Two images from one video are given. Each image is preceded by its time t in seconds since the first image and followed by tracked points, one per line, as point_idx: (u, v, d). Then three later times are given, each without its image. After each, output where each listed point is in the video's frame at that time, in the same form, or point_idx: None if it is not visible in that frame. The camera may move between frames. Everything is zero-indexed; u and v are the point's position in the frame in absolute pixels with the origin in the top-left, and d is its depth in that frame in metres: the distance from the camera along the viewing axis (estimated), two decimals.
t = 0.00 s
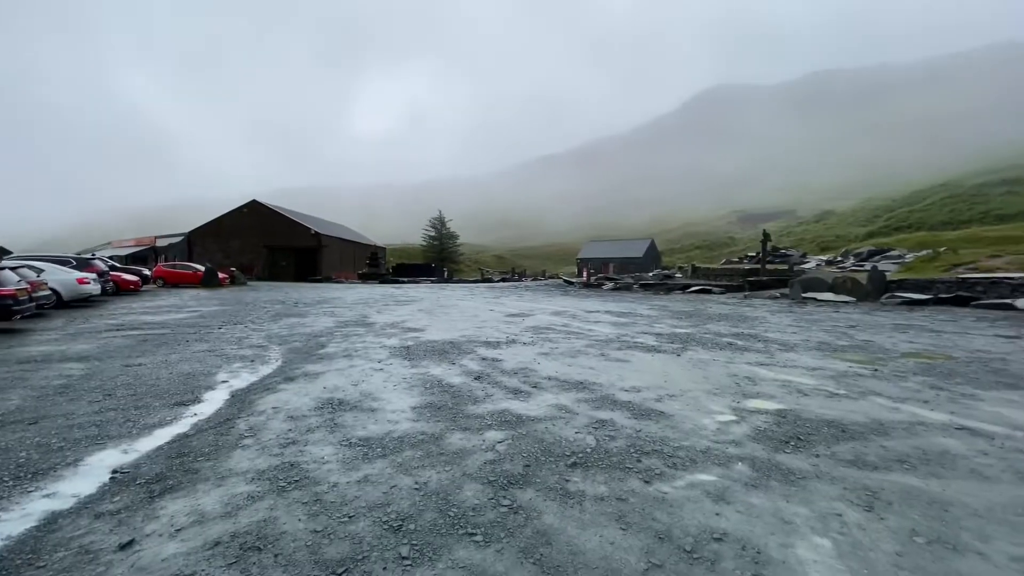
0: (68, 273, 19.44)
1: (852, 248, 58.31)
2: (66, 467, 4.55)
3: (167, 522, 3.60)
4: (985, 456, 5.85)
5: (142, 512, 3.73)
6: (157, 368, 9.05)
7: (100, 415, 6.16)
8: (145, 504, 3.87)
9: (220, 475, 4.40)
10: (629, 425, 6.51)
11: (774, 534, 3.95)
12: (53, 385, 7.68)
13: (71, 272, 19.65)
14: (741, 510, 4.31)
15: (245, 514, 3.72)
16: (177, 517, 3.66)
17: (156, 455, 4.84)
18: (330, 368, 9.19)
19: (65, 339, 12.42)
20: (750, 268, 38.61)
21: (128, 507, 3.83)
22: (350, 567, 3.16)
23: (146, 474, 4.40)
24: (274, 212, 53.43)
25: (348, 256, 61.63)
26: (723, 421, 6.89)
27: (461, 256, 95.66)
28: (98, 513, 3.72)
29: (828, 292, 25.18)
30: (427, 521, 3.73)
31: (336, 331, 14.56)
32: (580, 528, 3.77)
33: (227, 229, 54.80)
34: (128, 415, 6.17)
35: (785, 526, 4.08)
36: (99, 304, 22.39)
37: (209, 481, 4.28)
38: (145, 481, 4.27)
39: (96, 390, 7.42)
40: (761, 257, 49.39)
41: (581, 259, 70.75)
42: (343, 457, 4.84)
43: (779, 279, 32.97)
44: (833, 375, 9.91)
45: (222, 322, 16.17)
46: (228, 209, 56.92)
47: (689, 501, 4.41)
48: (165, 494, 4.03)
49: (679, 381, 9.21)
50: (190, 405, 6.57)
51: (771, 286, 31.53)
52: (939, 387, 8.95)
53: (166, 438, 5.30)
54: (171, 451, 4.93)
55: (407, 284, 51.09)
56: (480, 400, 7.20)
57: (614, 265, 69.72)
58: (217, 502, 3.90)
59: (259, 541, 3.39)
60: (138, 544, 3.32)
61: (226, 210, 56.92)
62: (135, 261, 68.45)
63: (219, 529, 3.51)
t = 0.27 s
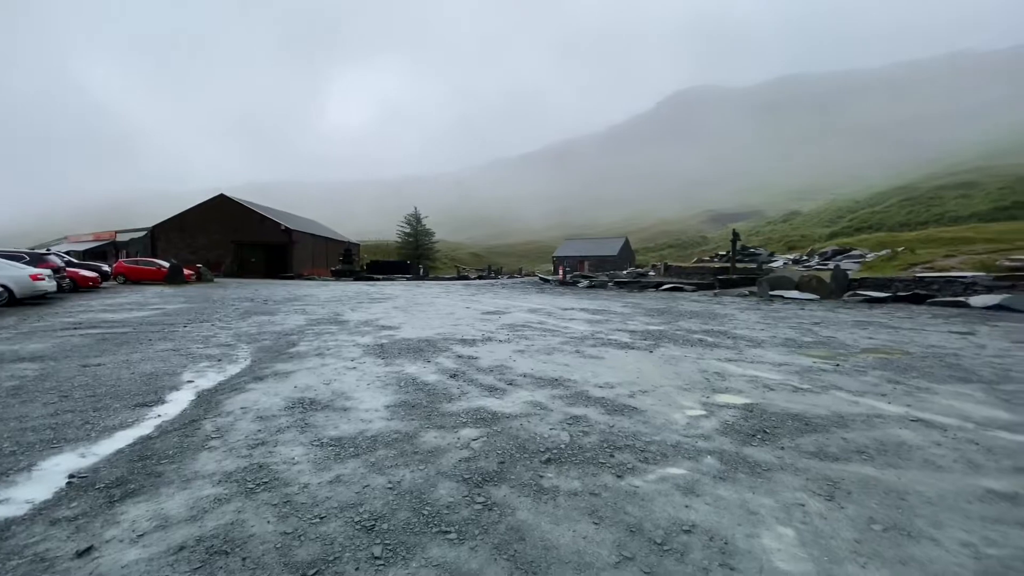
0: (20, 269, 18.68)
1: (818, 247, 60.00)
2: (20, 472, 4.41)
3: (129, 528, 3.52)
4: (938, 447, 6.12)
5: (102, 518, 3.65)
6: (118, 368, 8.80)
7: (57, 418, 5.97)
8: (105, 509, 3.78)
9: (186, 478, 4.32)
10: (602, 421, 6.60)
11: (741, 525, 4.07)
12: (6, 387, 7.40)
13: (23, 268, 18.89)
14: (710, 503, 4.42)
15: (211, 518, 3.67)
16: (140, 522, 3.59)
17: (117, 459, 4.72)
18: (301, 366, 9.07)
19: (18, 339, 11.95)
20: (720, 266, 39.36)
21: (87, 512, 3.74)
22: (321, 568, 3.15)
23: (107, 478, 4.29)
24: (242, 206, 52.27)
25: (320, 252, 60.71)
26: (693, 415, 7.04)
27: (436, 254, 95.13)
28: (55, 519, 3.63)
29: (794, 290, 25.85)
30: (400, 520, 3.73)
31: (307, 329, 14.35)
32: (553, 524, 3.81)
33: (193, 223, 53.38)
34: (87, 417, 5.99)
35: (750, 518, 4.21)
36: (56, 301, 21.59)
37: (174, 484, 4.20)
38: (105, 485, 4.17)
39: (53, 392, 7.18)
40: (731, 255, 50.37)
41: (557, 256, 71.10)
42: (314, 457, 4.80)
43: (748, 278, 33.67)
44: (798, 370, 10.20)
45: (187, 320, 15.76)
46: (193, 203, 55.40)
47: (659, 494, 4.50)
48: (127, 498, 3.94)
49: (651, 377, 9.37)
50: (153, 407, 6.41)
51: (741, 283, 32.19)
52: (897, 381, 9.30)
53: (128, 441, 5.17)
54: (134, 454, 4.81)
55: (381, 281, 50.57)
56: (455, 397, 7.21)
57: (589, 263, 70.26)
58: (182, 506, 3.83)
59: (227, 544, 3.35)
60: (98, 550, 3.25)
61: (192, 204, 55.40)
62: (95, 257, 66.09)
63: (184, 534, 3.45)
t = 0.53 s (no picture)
0: None
1: (780, 246, 61.79)
2: None
3: (82, 534, 3.39)
4: (891, 437, 6.39)
5: (53, 525, 3.51)
6: (70, 369, 8.44)
7: (4, 422, 5.71)
8: (57, 515, 3.64)
9: (143, 482, 4.18)
10: (572, 416, 6.66)
11: (705, 516, 4.18)
12: None
13: None
14: (675, 494, 4.52)
15: (170, 522, 3.56)
16: (93, 529, 3.46)
17: (69, 463, 4.54)
18: (267, 365, 8.88)
19: None
20: (688, 264, 40.12)
21: (37, 519, 3.59)
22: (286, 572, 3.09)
23: (58, 484, 4.13)
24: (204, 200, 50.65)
25: (286, 248, 59.33)
26: (660, 410, 7.17)
27: (408, 251, 94.23)
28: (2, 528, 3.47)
29: (758, 287, 26.53)
30: (368, 519, 3.70)
31: (273, 327, 14.03)
32: (522, 519, 3.84)
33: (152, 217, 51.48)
34: (37, 421, 5.74)
35: (713, 509, 4.33)
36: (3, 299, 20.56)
37: (130, 488, 4.06)
38: (55, 491, 4.00)
39: None
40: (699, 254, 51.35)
41: (530, 254, 71.31)
42: (279, 458, 4.71)
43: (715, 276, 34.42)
44: (761, 364, 10.49)
45: (146, 318, 15.21)
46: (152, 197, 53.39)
47: (627, 487, 4.58)
48: (79, 504, 3.80)
49: (619, 372, 9.51)
50: (108, 409, 6.18)
51: (708, 281, 32.86)
52: (853, 375, 9.67)
53: (81, 444, 4.99)
54: (87, 458, 4.63)
55: (351, 278, 49.82)
56: (425, 395, 7.17)
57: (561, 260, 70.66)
58: (139, 511, 3.70)
59: (186, 549, 3.26)
60: (48, 559, 3.13)
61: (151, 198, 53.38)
62: (46, 252, 63.13)
63: (141, 540, 3.34)
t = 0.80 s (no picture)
0: None
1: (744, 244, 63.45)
2: None
3: (29, 544, 3.26)
4: (845, 428, 6.64)
5: None
6: (16, 372, 8.07)
7: None
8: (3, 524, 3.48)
9: (94, 488, 4.04)
10: (542, 412, 6.71)
11: (669, 507, 4.27)
12: None
13: None
14: (641, 487, 4.61)
15: (123, 529, 3.44)
16: (41, 538, 3.33)
17: (14, 470, 4.33)
18: (229, 366, 8.66)
19: None
20: (656, 262, 40.75)
21: None
22: None
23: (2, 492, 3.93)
24: (163, 194, 49.01)
25: (251, 245, 57.83)
26: (627, 404, 7.29)
27: (378, 247, 93.06)
28: None
29: (722, 285, 27.13)
30: (334, 521, 3.64)
31: (235, 326, 13.69)
32: (492, 516, 3.84)
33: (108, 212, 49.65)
34: None
35: (678, 500, 4.42)
36: None
37: (81, 495, 3.91)
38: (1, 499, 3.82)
39: None
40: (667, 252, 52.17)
41: (503, 252, 71.26)
42: (242, 461, 4.61)
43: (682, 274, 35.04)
44: (723, 359, 10.77)
45: (99, 318, 14.62)
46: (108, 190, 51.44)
47: (594, 481, 4.65)
48: (27, 512, 3.64)
49: (588, 369, 9.62)
50: (57, 413, 5.93)
51: (676, 279, 33.44)
52: (809, 368, 10.02)
53: (27, 450, 4.78)
54: (35, 465, 4.44)
55: (319, 275, 48.89)
56: (394, 394, 7.09)
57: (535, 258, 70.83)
58: (90, 518, 3.56)
59: (141, 558, 3.15)
60: None
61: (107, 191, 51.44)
62: None
63: (92, 548, 3.22)
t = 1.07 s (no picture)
0: None
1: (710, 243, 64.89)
2: None
3: None
4: (803, 419, 6.89)
5: None
6: None
7: None
8: None
9: (45, 495, 3.90)
10: (514, 409, 6.74)
11: (637, 500, 4.37)
12: None
13: None
14: (610, 481, 4.69)
15: (76, 538, 3.34)
16: None
17: None
18: (190, 366, 8.43)
19: None
20: (626, 260, 41.29)
21: None
22: None
23: None
24: (118, 188, 47.26)
25: (213, 241, 56.30)
26: (597, 399, 7.39)
27: (346, 244, 91.62)
28: None
29: (689, 282, 27.70)
30: (301, 523, 3.61)
31: (197, 325, 13.29)
32: (462, 513, 3.87)
33: (59, 207, 47.71)
34: None
35: (644, 492, 4.53)
36: None
37: (30, 503, 3.78)
38: None
39: None
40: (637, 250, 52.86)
41: (475, 249, 71.08)
42: (203, 464, 4.51)
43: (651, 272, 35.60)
44: (690, 355, 11.01)
45: (50, 317, 13.99)
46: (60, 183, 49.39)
47: (565, 476, 4.71)
48: None
49: (558, 365, 9.70)
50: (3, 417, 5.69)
51: (645, 277, 33.97)
52: (771, 363, 10.34)
53: None
54: None
55: (286, 273, 47.89)
56: (363, 394, 7.03)
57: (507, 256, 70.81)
58: (40, 528, 3.44)
59: (96, 566, 3.07)
60: None
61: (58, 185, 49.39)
62: None
63: (41, 560, 3.11)
